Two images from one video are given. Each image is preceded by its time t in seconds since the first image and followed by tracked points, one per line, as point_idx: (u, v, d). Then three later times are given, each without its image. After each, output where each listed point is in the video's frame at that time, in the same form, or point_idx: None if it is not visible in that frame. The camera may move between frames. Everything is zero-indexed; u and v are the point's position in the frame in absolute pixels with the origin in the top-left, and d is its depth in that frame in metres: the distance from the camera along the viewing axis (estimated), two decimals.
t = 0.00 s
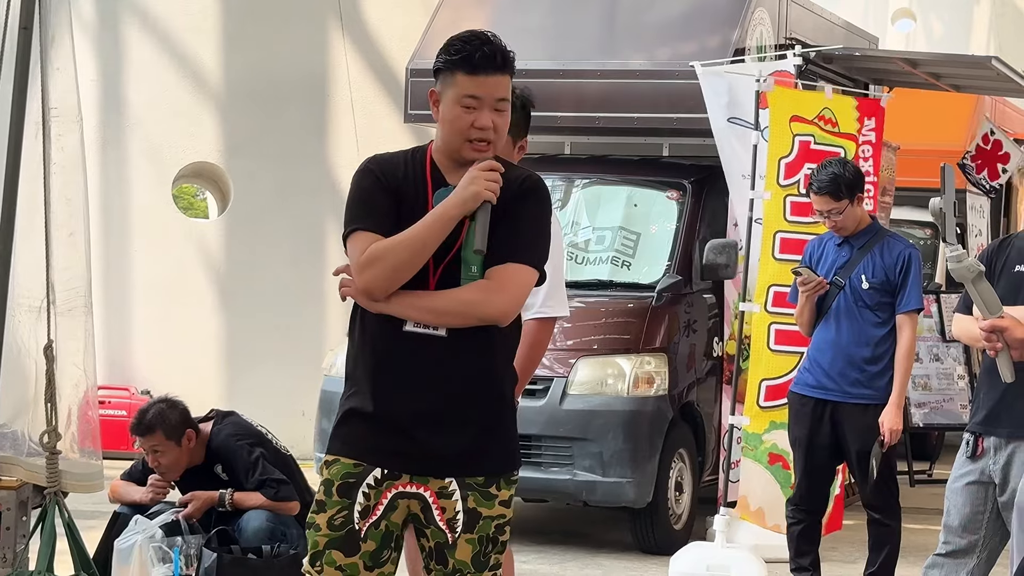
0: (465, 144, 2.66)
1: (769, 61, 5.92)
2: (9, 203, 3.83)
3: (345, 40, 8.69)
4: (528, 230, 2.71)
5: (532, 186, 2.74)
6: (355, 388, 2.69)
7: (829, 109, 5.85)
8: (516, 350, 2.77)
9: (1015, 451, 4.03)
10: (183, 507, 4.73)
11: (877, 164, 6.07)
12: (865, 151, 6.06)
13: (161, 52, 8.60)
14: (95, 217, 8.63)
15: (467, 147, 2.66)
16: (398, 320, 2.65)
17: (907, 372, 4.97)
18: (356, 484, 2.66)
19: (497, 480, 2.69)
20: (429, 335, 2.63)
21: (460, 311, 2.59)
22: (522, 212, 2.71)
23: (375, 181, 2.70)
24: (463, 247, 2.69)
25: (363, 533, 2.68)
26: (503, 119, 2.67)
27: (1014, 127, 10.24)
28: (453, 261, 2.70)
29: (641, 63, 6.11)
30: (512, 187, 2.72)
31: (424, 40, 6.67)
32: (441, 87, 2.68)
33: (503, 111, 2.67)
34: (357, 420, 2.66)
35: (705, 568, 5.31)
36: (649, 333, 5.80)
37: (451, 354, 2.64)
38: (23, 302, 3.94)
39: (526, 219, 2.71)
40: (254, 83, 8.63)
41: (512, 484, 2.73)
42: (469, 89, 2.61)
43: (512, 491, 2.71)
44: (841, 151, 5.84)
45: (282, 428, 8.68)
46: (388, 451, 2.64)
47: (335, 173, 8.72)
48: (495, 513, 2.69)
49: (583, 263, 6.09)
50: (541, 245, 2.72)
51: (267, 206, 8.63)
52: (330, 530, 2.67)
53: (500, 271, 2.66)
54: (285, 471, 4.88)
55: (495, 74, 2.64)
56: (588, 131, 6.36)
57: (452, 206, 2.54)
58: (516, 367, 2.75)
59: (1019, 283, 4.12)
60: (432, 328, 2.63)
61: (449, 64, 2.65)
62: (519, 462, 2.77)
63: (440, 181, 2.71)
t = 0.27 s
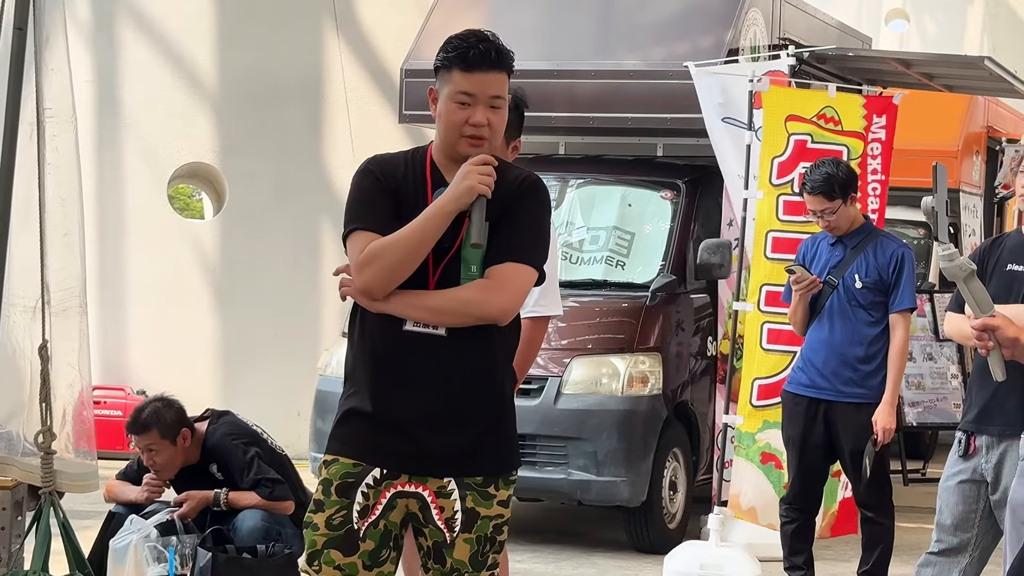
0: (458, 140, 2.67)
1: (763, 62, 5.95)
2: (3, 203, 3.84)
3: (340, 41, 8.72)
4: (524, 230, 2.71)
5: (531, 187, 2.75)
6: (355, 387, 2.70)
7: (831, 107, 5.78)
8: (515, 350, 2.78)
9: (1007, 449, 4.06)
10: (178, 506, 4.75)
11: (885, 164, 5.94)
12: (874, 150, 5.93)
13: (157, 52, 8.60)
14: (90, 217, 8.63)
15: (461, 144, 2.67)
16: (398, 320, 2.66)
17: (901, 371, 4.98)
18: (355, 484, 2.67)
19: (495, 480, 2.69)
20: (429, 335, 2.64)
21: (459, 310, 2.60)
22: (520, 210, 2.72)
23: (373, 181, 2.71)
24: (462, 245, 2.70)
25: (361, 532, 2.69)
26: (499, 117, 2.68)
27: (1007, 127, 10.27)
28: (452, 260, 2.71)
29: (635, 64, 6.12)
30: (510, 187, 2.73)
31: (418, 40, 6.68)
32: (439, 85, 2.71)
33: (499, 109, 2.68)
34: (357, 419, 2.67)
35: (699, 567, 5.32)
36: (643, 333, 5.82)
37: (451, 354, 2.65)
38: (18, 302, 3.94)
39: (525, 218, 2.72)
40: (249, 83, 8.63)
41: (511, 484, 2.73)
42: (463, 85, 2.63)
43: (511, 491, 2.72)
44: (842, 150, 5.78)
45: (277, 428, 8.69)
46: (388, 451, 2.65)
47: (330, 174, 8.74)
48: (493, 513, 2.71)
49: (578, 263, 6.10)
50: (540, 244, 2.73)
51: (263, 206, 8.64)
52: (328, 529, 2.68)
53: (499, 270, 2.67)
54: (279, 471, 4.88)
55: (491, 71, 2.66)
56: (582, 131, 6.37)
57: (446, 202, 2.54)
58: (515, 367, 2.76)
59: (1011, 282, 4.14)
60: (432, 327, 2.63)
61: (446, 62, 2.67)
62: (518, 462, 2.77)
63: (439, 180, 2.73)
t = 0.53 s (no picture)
0: (464, 139, 2.67)
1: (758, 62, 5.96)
2: None
3: (334, 41, 8.72)
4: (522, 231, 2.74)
5: (530, 186, 2.78)
6: (356, 388, 2.70)
7: (829, 106, 5.75)
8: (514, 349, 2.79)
9: (1000, 449, 4.06)
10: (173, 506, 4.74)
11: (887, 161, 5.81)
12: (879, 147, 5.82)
13: (152, 53, 8.60)
14: (85, 218, 8.63)
15: (466, 142, 2.67)
16: (402, 319, 2.66)
17: (895, 369, 4.99)
18: (357, 486, 2.67)
19: (496, 480, 2.70)
20: (433, 334, 2.64)
21: (465, 309, 2.61)
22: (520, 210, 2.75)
23: (376, 181, 2.71)
24: (465, 245, 2.70)
25: (363, 534, 2.69)
26: (503, 116, 2.69)
27: (1002, 127, 10.28)
28: (455, 261, 2.71)
29: (629, 64, 6.13)
30: (512, 187, 2.76)
31: (413, 40, 6.68)
32: (442, 84, 2.69)
33: (503, 109, 2.68)
34: (357, 419, 2.67)
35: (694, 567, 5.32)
36: (638, 333, 5.83)
37: (452, 355, 2.65)
38: (12, 303, 3.95)
39: (529, 219, 2.76)
40: (244, 83, 8.64)
41: (511, 484, 2.74)
42: (472, 85, 2.62)
43: (511, 490, 2.74)
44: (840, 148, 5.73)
45: (272, 429, 8.69)
46: (389, 451, 2.65)
47: (326, 174, 8.74)
48: (494, 512, 2.72)
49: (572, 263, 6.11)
50: (540, 243, 2.77)
51: (258, 207, 8.65)
52: (329, 531, 2.68)
53: (504, 269, 2.69)
54: (274, 471, 4.88)
55: (497, 71, 2.66)
56: (576, 131, 6.38)
57: (459, 200, 2.53)
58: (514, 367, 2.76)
59: (1004, 282, 4.15)
60: (436, 327, 2.64)
61: (451, 61, 2.66)
62: (517, 461, 2.79)
63: (440, 180, 2.73)
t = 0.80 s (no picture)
0: (486, 134, 2.67)
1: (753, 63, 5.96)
2: None
3: (329, 41, 8.72)
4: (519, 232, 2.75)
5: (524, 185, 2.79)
6: (356, 389, 2.69)
7: (825, 105, 5.71)
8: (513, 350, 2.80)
9: (995, 449, 4.07)
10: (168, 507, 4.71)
11: (883, 160, 5.70)
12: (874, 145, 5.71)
13: (146, 54, 8.60)
14: (79, 219, 8.62)
15: (487, 138, 2.67)
16: (410, 318, 2.64)
17: (889, 371, 4.99)
18: (361, 489, 2.65)
19: (498, 480, 2.70)
20: (442, 333, 2.64)
21: (479, 306, 2.61)
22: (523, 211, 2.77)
23: (382, 180, 2.68)
24: (470, 243, 2.72)
25: (367, 536, 2.67)
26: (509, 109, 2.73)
27: (995, 127, 10.29)
28: (459, 261, 2.71)
29: (623, 65, 6.14)
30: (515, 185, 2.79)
31: (407, 41, 6.68)
32: (445, 86, 2.67)
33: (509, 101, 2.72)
34: (358, 421, 2.65)
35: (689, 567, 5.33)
36: (632, 333, 5.83)
37: (454, 353, 2.65)
38: (6, 305, 3.92)
39: (532, 218, 2.78)
40: (240, 84, 8.64)
41: (510, 484, 2.75)
42: (491, 79, 2.63)
43: (510, 490, 2.74)
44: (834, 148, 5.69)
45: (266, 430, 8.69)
46: (390, 452, 2.63)
47: (321, 174, 8.74)
48: (495, 513, 2.71)
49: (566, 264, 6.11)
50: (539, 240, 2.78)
51: (253, 207, 8.65)
52: (332, 534, 2.66)
53: (513, 265, 2.72)
54: (269, 471, 4.86)
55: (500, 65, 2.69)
56: (570, 131, 6.39)
57: (484, 195, 2.55)
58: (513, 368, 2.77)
59: (998, 282, 4.16)
60: (445, 325, 2.64)
61: (455, 62, 2.66)
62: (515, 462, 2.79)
63: (440, 180, 2.71)
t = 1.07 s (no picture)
0: (474, 129, 2.66)
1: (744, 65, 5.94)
2: None
3: (320, 42, 8.70)
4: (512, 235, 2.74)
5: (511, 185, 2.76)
6: (353, 393, 2.63)
7: (813, 105, 5.68)
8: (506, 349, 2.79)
9: (986, 451, 4.07)
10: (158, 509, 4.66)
11: (867, 160, 5.63)
12: (858, 144, 5.64)
13: (137, 55, 8.59)
14: (70, 220, 8.62)
15: (475, 132, 2.66)
16: (415, 318, 2.60)
17: (880, 375, 4.98)
18: (369, 494, 2.59)
19: (496, 479, 2.68)
20: (447, 331, 2.62)
21: (484, 302, 2.60)
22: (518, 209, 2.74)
23: (378, 181, 2.63)
24: (466, 242, 2.70)
25: (375, 541, 2.62)
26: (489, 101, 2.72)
27: (987, 130, 10.31)
28: (458, 260, 2.69)
29: (615, 66, 6.14)
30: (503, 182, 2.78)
31: (398, 43, 6.69)
32: (425, 88, 2.65)
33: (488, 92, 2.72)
34: (357, 424, 2.60)
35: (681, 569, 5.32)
36: (624, 335, 5.83)
37: (454, 352, 2.62)
38: None
39: (525, 216, 2.77)
40: (231, 85, 8.62)
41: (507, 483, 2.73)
42: (471, 73, 2.63)
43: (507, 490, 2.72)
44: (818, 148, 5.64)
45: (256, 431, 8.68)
46: (391, 454, 2.59)
47: (313, 176, 8.72)
48: (494, 512, 2.69)
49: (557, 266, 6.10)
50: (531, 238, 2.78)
51: (244, 208, 8.64)
52: (341, 541, 2.60)
53: (510, 261, 2.71)
54: (260, 473, 4.80)
55: (476, 58, 2.69)
56: (562, 132, 6.40)
57: (482, 190, 2.55)
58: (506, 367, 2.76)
59: (989, 284, 4.16)
60: (450, 323, 2.61)
61: (433, 61, 2.64)
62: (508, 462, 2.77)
63: (430, 179, 2.69)
